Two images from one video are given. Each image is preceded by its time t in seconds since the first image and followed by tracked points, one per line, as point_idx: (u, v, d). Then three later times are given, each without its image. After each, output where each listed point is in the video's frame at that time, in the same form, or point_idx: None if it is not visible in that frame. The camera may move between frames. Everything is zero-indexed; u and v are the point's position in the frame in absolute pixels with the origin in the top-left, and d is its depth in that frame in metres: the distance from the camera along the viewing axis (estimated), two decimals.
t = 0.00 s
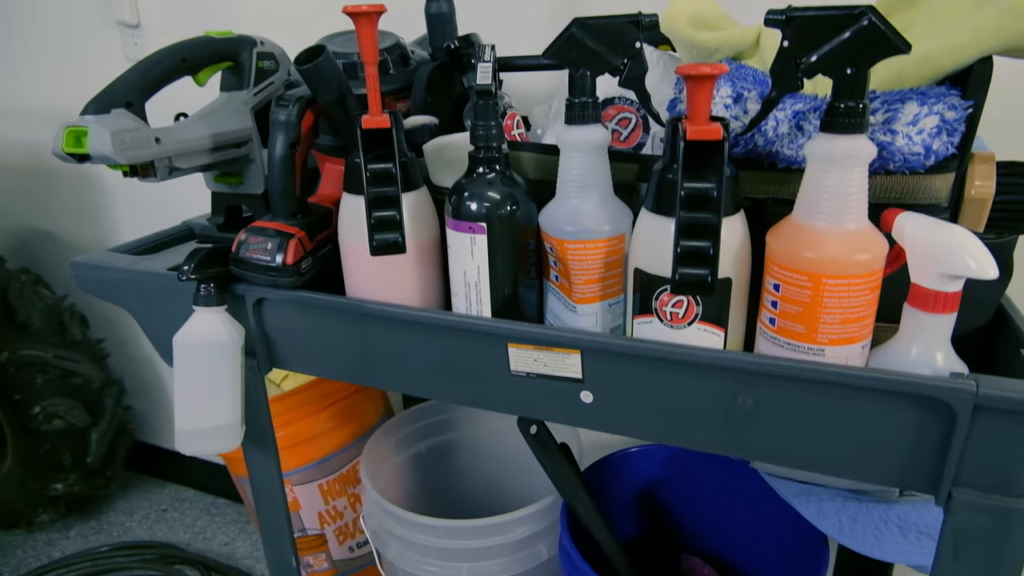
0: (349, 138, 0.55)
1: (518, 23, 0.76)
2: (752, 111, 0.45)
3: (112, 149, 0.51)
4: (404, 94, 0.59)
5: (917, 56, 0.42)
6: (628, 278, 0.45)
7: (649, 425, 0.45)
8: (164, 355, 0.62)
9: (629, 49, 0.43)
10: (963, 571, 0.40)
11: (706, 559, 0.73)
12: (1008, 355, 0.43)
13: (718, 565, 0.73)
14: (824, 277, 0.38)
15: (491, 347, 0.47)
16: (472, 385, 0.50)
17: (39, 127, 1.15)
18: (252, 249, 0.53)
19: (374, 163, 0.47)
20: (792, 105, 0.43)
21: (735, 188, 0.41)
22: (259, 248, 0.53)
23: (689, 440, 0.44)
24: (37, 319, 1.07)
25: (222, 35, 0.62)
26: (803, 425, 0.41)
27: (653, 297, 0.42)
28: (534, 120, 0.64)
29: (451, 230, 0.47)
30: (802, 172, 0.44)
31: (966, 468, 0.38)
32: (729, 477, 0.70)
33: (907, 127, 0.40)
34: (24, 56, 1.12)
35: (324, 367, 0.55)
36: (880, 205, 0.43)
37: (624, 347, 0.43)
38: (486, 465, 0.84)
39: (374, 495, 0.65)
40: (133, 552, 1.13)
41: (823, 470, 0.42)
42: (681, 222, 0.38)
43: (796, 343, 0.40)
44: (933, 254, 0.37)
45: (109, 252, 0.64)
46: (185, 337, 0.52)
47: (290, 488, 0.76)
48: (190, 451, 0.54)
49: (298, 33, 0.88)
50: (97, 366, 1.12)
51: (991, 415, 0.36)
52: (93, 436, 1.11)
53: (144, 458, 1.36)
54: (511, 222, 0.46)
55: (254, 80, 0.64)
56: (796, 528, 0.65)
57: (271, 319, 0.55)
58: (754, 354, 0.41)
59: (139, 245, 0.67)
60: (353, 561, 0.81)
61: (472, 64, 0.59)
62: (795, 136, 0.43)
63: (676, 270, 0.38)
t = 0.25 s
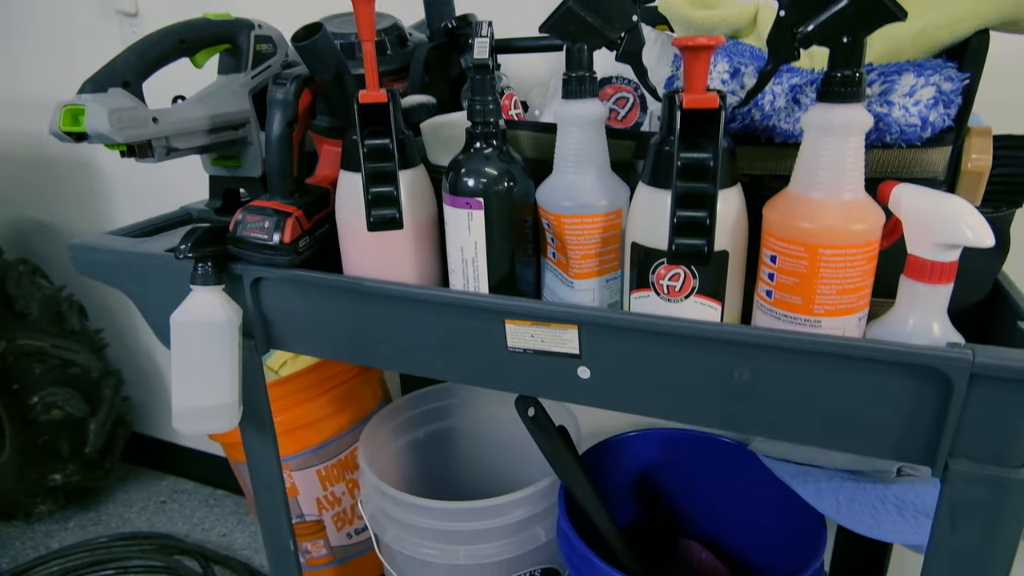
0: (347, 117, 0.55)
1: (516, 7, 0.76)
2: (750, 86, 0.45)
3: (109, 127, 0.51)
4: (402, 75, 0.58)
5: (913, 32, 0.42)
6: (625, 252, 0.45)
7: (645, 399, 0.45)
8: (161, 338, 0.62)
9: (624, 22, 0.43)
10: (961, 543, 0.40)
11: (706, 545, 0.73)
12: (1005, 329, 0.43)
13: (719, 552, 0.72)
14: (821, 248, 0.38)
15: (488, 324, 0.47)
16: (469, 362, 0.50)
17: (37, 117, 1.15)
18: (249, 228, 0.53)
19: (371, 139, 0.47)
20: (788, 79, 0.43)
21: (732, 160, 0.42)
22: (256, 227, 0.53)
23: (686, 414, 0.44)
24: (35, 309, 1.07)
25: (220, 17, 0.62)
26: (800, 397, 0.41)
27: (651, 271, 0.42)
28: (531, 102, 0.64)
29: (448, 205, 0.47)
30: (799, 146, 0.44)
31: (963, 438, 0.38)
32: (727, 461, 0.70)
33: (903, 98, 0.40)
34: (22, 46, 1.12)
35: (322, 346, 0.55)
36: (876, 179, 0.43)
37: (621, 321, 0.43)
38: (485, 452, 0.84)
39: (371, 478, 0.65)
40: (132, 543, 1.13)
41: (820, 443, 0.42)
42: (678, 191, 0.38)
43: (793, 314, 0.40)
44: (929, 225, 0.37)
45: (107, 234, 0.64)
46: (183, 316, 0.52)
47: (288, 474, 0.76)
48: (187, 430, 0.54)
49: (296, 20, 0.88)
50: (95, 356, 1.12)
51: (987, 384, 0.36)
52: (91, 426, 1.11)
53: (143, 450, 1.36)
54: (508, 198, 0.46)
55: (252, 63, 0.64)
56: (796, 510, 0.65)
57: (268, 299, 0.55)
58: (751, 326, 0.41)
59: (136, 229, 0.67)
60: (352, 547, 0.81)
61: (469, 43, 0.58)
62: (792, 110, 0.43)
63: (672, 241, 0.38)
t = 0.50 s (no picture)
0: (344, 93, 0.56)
1: None
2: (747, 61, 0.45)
3: (106, 104, 0.51)
4: (399, 55, 0.58)
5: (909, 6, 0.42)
6: (622, 226, 0.45)
7: (642, 373, 0.45)
8: (160, 320, 0.63)
9: None
10: (957, 514, 0.40)
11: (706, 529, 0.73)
12: (1002, 302, 0.43)
13: (720, 536, 0.72)
14: (816, 217, 0.38)
15: (485, 299, 0.47)
16: (466, 338, 0.50)
17: (36, 107, 1.15)
18: (247, 206, 0.53)
19: (367, 114, 0.48)
20: (784, 52, 0.43)
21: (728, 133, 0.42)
22: (253, 205, 0.53)
23: (682, 388, 0.44)
24: (34, 299, 1.08)
25: None
26: (796, 369, 0.41)
27: (647, 244, 0.42)
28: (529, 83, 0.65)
29: (445, 180, 0.47)
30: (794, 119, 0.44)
31: (959, 408, 0.38)
32: (727, 445, 0.70)
33: (899, 69, 0.40)
34: (20, 35, 1.12)
35: (319, 325, 0.55)
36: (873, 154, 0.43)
37: (618, 294, 0.43)
38: (484, 437, 0.84)
39: (369, 460, 0.65)
40: (132, 532, 1.13)
41: (817, 415, 0.42)
42: (676, 160, 0.40)
43: (790, 286, 0.40)
44: (927, 193, 0.37)
45: (105, 216, 0.64)
46: (180, 294, 0.52)
47: (286, 459, 0.76)
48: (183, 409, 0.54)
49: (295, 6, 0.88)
50: (94, 345, 1.12)
51: (982, 351, 0.36)
52: (90, 415, 1.11)
53: (141, 442, 1.36)
54: (506, 173, 0.46)
55: (249, 45, 0.64)
56: (795, 496, 0.65)
57: (266, 277, 0.55)
58: (748, 298, 0.41)
59: (134, 211, 0.67)
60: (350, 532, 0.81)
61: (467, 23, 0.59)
62: (788, 83, 0.43)
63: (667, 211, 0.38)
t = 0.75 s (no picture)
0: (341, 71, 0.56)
1: None
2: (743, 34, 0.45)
3: (104, 81, 0.51)
4: (397, 34, 0.58)
5: None
6: (619, 200, 0.45)
7: (639, 347, 0.45)
8: (158, 301, 0.63)
9: None
10: (953, 484, 0.40)
11: (705, 513, 0.73)
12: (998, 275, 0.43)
13: (719, 520, 0.72)
14: (813, 185, 0.38)
15: (482, 274, 0.47)
16: (464, 314, 0.50)
17: (36, 97, 1.15)
18: (245, 183, 0.53)
19: (366, 88, 0.48)
20: (780, 24, 0.43)
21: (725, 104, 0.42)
22: (251, 182, 0.53)
23: (679, 360, 0.45)
24: (32, 288, 1.08)
25: None
26: (793, 340, 0.41)
27: (644, 216, 0.43)
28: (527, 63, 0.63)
29: (442, 155, 0.47)
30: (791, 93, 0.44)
31: (955, 377, 0.38)
32: (725, 428, 0.70)
33: (895, 39, 0.40)
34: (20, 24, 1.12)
35: (318, 303, 0.55)
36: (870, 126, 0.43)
37: (615, 266, 0.43)
38: (482, 423, 0.84)
39: (367, 442, 0.65)
40: (131, 521, 1.13)
41: (813, 387, 0.42)
42: (672, 128, 0.40)
43: (786, 256, 0.40)
44: (924, 159, 0.37)
45: (103, 198, 0.65)
46: (179, 271, 0.52)
47: (284, 443, 0.76)
48: (182, 386, 0.54)
49: None
50: (93, 335, 1.12)
51: (977, 319, 0.37)
52: (89, 405, 1.11)
53: (140, 434, 1.36)
54: (503, 148, 0.47)
55: (248, 27, 0.64)
56: (791, 477, 0.65)
57: (264, 256, 0.55)
58: (744, 269, 0.41)
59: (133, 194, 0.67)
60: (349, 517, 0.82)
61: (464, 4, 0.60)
62: (784, 56, 0.43)
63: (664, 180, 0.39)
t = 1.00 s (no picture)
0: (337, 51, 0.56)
1: None
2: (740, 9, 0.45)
3: (103, 59, 0.51)
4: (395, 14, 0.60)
5: None
6: (616, 173, 0.45)
7: (636, 320, 0.45)
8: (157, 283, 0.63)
9: None
10: (947, 452, 0.40)
11: (703, 496, 0.73)
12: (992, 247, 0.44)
13: (716, 503, 0.73)
14: (808, 153, 0.38)
15: (480, 249, 0.48)
16: (461, 290, 0.50)
17: (35, 87, 1.16)
18: (243, 160, 0.53)
19: (363, 64, 0.48)
20: None
21: (721, 76, 0.42)
22: (249, 159, 0.53)
23: (675, 333, 0.45)
24: (31, 277, 1.08)
25: None
26: (788, 311, 0.41)
27: (640, 188, 0.43)
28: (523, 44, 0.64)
29: (439, 130, 0.47)
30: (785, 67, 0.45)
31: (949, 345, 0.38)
32: (723, 410, 0.70)
33: (890, 10, 0.41)
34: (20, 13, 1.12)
35: (316, 281, 0.55)
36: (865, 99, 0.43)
37: (612, 239, 0.43)
38: (480, 409, 0.84)
39: (365, 423, 0.65)
40: (131, 510, 1.13)
41: (809, 358, 0.42)
42: (667, 98, 0.40)
43: (782, 226, 0.40)
44: (918, 127, 0.37)
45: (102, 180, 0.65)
46: (177, 249, 0.52)
47: (283, 427, 0.76)
48: (182, 364, 0.54)
49: None
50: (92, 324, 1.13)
51: (972, 285, 0.37)
52: (88, 394, 1.11)
53: (139, 425, 1.36)
54: (500, 125, 0.47)
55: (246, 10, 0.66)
56: (787, 459, 0.65)
57: (262, 235, 0.56)
58: (740, 240, 0.41)
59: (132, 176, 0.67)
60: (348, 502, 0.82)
61: None
62: (780, 29, 0.43)
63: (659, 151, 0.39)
